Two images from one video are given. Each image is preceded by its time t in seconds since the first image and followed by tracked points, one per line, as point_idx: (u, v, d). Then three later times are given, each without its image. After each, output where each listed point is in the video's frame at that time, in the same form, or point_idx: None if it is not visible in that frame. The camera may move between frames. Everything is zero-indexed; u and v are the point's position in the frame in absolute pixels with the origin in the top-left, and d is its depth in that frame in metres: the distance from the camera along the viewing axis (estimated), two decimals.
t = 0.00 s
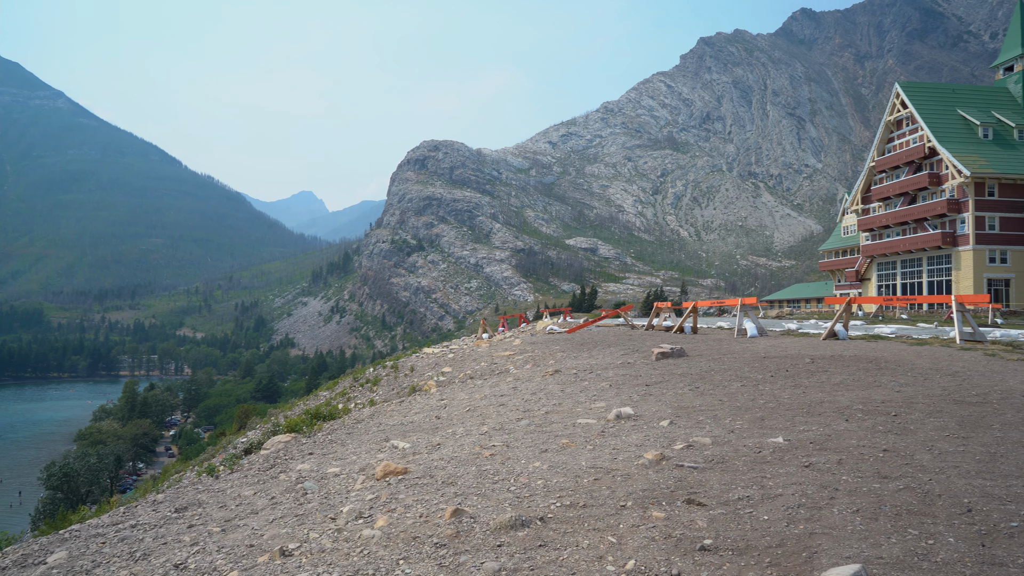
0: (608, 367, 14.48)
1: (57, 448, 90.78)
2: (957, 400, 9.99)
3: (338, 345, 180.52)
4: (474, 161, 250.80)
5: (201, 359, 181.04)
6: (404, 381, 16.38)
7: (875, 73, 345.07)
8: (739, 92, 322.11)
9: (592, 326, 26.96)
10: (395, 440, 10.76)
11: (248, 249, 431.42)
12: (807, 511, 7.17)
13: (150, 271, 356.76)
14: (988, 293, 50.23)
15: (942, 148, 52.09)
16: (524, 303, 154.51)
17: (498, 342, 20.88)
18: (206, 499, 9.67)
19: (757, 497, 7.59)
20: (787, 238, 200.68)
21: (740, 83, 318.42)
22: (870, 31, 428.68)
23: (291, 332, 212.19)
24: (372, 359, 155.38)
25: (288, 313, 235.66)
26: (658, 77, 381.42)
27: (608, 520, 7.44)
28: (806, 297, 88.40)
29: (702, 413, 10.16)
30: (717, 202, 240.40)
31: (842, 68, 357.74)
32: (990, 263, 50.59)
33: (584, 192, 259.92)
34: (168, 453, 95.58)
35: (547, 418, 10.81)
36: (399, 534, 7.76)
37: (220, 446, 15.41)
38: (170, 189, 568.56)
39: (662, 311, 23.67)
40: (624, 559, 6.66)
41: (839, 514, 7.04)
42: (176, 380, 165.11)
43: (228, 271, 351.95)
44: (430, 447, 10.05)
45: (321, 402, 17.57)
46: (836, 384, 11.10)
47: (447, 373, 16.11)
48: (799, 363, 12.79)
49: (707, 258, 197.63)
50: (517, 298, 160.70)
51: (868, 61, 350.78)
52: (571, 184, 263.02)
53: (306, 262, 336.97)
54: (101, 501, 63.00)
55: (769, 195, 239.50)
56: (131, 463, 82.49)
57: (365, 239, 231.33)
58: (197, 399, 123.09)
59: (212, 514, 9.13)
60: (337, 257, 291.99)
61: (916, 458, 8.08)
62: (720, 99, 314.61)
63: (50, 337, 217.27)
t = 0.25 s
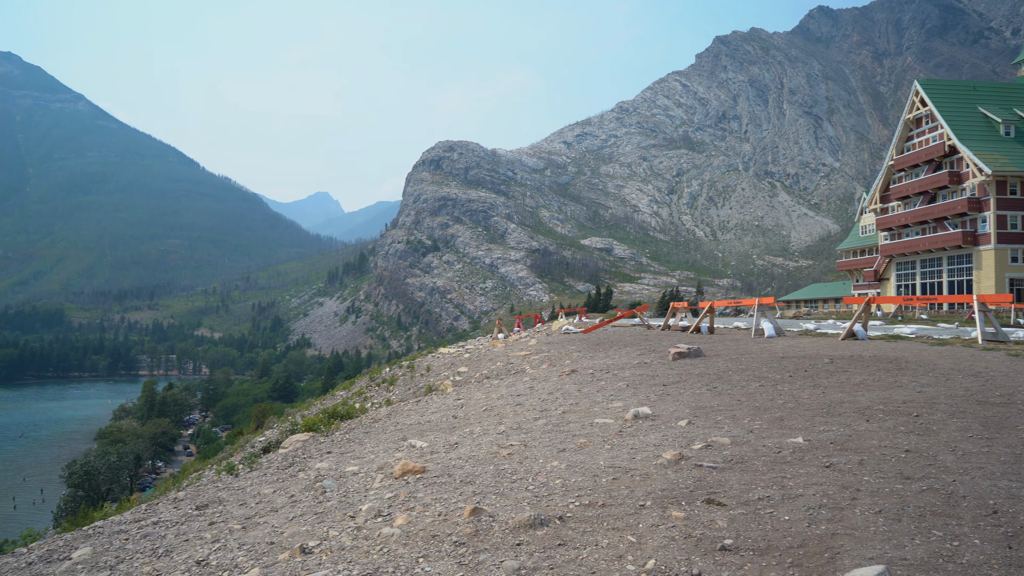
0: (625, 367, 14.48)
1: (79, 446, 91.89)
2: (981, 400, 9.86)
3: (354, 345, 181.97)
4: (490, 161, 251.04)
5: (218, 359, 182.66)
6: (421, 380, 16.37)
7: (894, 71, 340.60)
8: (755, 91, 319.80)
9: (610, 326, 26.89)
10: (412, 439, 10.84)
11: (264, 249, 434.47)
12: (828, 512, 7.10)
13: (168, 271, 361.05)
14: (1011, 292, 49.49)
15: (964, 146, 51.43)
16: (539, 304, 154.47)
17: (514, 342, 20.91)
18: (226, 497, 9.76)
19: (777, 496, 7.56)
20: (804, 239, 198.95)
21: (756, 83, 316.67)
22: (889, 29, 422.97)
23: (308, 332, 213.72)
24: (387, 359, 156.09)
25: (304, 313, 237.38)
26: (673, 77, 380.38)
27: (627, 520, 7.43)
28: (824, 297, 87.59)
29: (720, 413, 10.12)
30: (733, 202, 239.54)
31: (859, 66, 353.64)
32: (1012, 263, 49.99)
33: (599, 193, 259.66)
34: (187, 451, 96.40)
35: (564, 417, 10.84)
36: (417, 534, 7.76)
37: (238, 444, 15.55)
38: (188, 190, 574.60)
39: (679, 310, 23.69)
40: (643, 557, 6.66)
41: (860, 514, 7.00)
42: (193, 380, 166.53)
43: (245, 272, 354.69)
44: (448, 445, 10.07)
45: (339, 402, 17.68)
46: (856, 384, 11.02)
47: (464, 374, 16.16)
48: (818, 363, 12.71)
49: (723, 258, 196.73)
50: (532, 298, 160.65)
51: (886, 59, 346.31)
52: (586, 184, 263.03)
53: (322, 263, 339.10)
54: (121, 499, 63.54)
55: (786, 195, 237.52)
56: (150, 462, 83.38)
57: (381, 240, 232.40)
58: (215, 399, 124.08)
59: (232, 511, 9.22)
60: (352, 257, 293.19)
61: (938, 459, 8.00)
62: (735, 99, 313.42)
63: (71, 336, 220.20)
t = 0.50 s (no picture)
0: (643, 365, 14.51)
1: (103, 444, 93.25)
2: (1007, 402, 9.70)
3: (372, 345, 183.26)
4: (507, 161, 250.82)
5: (238, 359, 184.44)
6: (438, 380, 16.45)
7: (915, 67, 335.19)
8: (773, 89, 317.28)
9: (628, 326, 26.89)
10: (432, 439, 10.92)
11: (283, 249, 437.82)
12: (853, 514, 7.04)
13: (189, 272, 365.77)
14: None
15: (987, 143, 50.69)
16: (557, 304, 154.32)
17: (531, 342, 20.89)
18: (247, 495, 9.83)
19: (801, 498, 7.50)
20: (823, 239, 197.00)
21: (774, 81, 314.34)
22: (911, 25, 416.34)
23: (326, 332, 215.23)
24: (405, 359, 156.84)
25: (322, 313, 239.02)
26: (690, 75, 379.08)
27: (649, 521, 7.38)
28: (844, 297, 86.70)
29: (741, 413, 10.07)
30: (752, 201, 237.82)
31: (879, 63, 348.52)
32: None
33: (616, 192, 259.04)
34: (207, 450, 97.20)
35: (584, 417, 10.86)
36: (438, 531, 7.77)
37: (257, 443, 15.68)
38: (208, 191, 581.50)
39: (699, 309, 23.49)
40: (665, 557, 6.64)
41: (886, 516, 6.91)
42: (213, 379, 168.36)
43: (264, 273, 357.42)
44: (467, 445, 10.08)
45: (358, 401, 17.79)
46: (879, 384, 10.90)
47: (481, 373, 16.14)
48: (841, 363, 12.59)
49: (741, 258, 195.74)
50: (549, 298, 160.54)
51: (907, 56, 340.77)
52: (602, 183, 262.87)
53: (340, 263, 341.18)
54: (141, 497, 64.05)
55: (805, 194, 235.18)
56: (171, 460, 84.32)
57: (398, 240, 233.32)
58: (234, 398, 125.28)
59: (254, 508, 9.28)
60: (370, 257, 294.76)
61: (966, 461, 7.87)
62: (754, 97, 311.54)
63: (93, 335, 223.57)
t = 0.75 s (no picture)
0: (665, 369, 14.59)
1: (126, 443, 94.43)
2: None
3: (391, 345, 184.27)
4: (525, 162, 250.32)
5: (259, 359, 186.11)
6: (458, 380, 16.54)
7: (939, 64, 329.19)
8: (793, 87, 314.19)
9: (648, 326, 26.88)
10: (453, 439, 10.94)
11: (302, 250, 440.47)
12: (882, 517, 6.96)
13: (210, 272, 370.71)
14: None
15: (1015, 140, 49.77)
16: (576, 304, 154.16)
17: (550, 342, 20.96)
18: (271, 493, 9.92)
19: (828, 499, 7.44)
20: (845, 237, 194.71)
21: (795, 80, 311.60)
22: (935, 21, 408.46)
23: (345, 332, 216.83)
24: (424, 359, 157.57)
25: (342, 313, 240.65)
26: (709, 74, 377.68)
27: (674, 523, 7.34)
28: (867, 297, 85.78)
29: (765, 413, 10.01)
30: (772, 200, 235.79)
31: (902, 60, 343.09)
32: None
33: (635, 192, 258.21)
34: (228, 450, 98.07)
35: (606, 417, 10.84)
36: (463, 531, 7.80)
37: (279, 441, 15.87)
38: (229, 192, 586.73)
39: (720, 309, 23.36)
40: (693, 560, 6.54)
41: (917, 519, 6.81)
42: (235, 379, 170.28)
43: (285, 273, 359.67)
44: (489, 444, 10.11)
45: (377, 402, 17.79)
46: (906, 385, 10.77)
47: (501, 373, 16.17)
48: (866, 363, 12.48)
49: (762, 258, 194.32)
50: (568, 298, 160.34)
51: (931, 52, 335.29)
52: (621, 183, 262.48)
53: (359, 263, 343.37)
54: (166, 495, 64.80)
55: (827, 193, 232.45)
56: (194, 459, 85.41)
57: (418, 240, 234.34)
58: (255, 398, 126.51)
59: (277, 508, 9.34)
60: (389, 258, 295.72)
61: (1000, 463, 7.70)
62: (775, 96, 309.31)
63: (119, 335, 227.48)
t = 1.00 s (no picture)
0: (688, 369, 14.57)
1: (152, 441, 96.11)
2: None
3: (413, 345, 185.44)
4: (546, 162, 249.27)
5: (282, 358, 188.14)
6: (480, 380, 16.58)
7: (967, 59, 321.96)
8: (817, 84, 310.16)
9: (670, 326, 26.84)
10: (476, 439, 11.03)
11: (325, 251, 443.40)
12: (915, 520, 6.86)
13: (234, 272, 375.98)
14: None
15: None
16: (597, 304, 153.88)
17: (572, 343, 20.96)
18: (296, 493, 10.04)
19: (857, 503, 7.35)
20: (872, 236, 191.97)
21: (819, 77, 307.79)
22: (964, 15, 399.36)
23: (368, 332, 218.54)
24: (446, 359, 158.36)
25: (364, 314, 242.46)
26: (731, 73, 374.85)
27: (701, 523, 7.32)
28: (892, 297, 84.56)
29: (791, 415, 9.96)
30: (796, 199, 232.79)
31: (929, 55, 336.64)
32: None
33: (657, 192, 256.66)
34: (253, 448, 99.63)
35: (630, 418, 10.79)
36: (487, 531, 7.83)
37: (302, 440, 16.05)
38: (252, 193, 593.21)
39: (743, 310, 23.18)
40: (721, 563, 6.49)
41: (950, 524, 6.71)
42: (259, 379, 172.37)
43: (308, 274, 362.24)
44: (512, 445, 10.15)
45: (399, 402, 17.86)
46: (935, 388, 10.61)
47: (523, 373, 16.23)
48: (893, 364, 12.34)
49: (785, 257, 192.11)
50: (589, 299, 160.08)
51: (959, 47, 328.27)
52: (643, 183, 262.26)
53: (381, 264, 345.65)
54: (191, 492, 65.53)
55: (851, 190, 229.04)
56: (218, 458, 86.44)
57: (439, 240, 235.30)
58: (278, 397, 127.81)
59: (303, 508, 9.45)
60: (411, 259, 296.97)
61: None
62: (798, 93, 305.98)
63: (147, 334, 231.74)
